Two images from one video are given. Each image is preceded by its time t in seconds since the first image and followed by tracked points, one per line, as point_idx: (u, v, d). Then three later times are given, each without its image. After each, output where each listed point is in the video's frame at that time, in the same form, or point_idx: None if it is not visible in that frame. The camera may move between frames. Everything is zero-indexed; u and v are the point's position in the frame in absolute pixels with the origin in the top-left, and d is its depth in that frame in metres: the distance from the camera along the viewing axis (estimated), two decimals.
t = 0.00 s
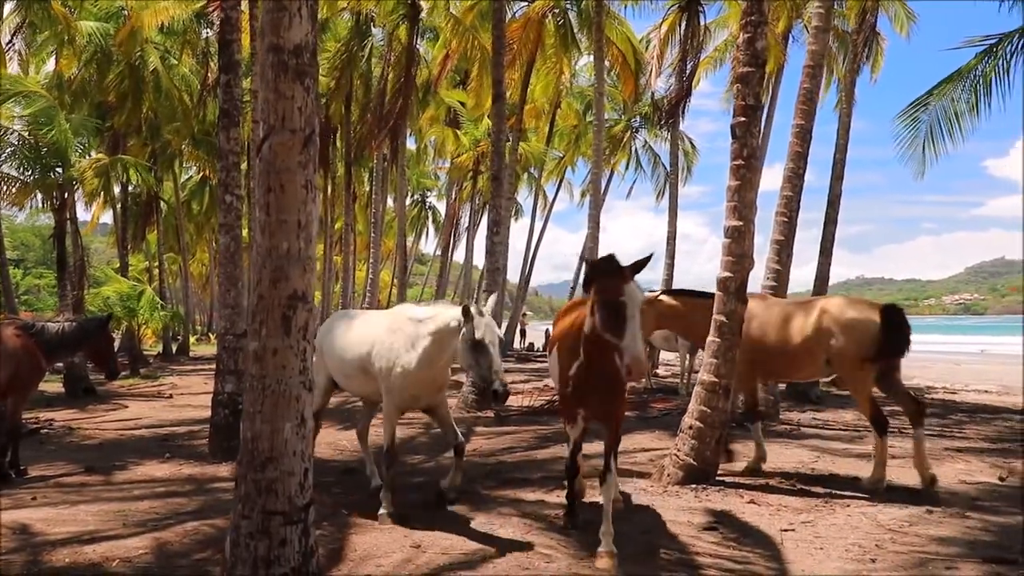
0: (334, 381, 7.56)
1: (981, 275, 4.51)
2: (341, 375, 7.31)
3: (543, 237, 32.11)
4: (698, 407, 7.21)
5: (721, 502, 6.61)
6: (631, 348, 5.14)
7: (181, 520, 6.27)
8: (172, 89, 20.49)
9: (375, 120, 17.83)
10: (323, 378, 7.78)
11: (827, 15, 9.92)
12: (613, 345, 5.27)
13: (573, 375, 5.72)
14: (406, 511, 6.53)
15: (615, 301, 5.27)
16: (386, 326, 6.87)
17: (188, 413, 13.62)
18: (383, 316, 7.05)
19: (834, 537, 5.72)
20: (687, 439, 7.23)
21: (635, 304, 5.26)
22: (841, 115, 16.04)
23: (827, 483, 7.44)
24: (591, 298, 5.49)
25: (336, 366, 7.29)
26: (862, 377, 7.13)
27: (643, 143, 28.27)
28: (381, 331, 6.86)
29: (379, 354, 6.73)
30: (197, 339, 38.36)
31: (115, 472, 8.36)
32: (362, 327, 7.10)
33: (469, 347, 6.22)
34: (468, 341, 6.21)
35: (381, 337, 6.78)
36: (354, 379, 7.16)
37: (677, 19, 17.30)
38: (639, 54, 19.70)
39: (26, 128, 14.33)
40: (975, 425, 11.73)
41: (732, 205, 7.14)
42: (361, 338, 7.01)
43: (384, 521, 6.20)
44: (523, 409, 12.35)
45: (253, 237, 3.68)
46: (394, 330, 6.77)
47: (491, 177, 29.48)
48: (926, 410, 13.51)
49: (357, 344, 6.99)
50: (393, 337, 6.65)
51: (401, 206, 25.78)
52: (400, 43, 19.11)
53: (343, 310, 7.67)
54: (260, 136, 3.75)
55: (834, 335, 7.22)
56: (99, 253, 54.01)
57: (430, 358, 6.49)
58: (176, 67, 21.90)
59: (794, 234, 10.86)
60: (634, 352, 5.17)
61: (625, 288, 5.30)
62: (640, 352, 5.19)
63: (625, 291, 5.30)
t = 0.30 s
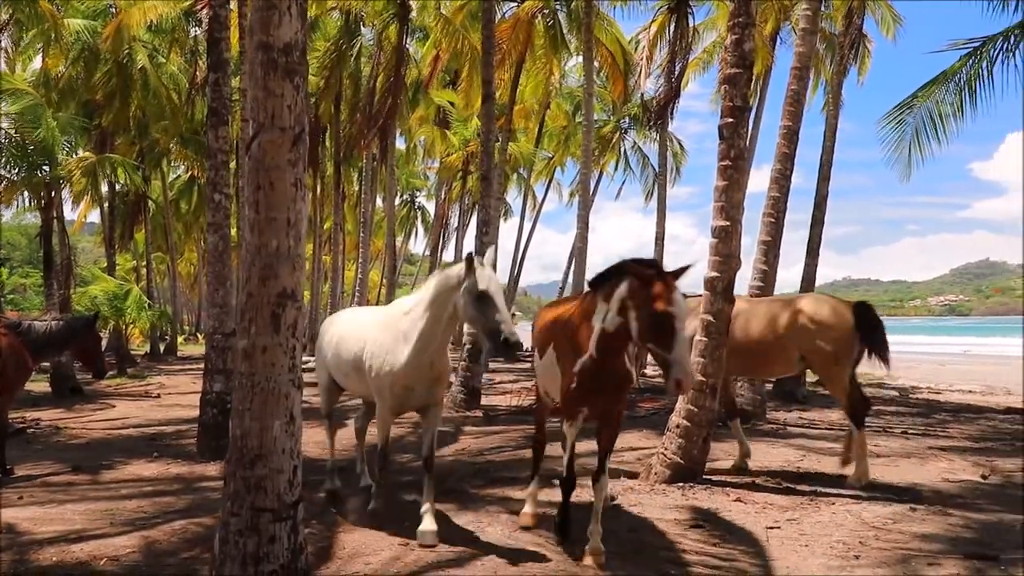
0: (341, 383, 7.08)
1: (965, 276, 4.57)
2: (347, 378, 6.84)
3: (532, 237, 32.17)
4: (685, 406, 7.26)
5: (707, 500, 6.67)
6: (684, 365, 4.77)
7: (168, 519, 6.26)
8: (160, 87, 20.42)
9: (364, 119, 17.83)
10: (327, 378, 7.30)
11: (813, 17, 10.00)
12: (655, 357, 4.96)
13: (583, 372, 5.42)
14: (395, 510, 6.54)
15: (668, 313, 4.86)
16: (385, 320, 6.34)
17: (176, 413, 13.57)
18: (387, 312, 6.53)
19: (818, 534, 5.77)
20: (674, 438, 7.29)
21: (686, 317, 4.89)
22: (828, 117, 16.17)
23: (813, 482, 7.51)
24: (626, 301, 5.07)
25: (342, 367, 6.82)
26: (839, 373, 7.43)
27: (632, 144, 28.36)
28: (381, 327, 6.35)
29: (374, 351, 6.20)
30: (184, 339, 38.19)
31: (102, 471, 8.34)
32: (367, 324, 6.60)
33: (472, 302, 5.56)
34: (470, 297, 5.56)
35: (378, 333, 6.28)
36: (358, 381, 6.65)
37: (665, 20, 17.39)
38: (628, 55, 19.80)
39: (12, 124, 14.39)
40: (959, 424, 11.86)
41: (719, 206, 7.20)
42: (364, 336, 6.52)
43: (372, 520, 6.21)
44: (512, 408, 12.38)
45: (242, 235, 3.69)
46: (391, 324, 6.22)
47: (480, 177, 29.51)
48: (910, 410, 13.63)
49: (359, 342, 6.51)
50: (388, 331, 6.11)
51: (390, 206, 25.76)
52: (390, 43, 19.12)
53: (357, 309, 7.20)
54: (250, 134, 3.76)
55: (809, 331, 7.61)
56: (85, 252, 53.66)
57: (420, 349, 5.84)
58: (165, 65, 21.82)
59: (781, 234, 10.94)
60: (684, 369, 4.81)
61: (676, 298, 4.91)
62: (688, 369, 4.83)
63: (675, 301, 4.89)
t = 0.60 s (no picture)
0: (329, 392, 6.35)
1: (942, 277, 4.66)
2: (337, 386, 6.13)
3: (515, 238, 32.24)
4: (666, 406, 7.32)
5: (688, 498, 6.75)
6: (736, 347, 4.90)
7: (150, 519, 6.24)
8: (141, 85, 20.30)
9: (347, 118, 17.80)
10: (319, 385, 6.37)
11: (794, 21, 10.12)
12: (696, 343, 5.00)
13: (603, 361, 5.21)
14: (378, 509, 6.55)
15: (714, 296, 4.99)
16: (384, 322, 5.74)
17: (156, 413, 13.49)
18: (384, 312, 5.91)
19: (797, 531, 5.85)
20: (656, 437, 7.37)
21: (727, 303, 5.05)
22: (808, 119, 16.35)
23: (792, 480, 7.61)
24: (664, 288, 5.13)
25: (330, 375, 6.11)
26: (806, 373, 7.70)
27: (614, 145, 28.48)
28: (377, 329, 5.72)
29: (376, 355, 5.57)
30: (164, 338, 37.98)
31: (83, 471, 8.29)
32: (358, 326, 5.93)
33: (493, 294, 5.19)
34: (488, 289, 5.20)
35: (376, 334, 5.69)
36: (349, 390, 5.94)
37: (648, 23, 17.52)
38: (611, 56, 19.91)
39: None
40: (935, 423, 12.03)
41: (701, 207, 7.25)
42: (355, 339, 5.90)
43: (355, 519, 6.22)
44: (495, 408, 12.41)
45: (230, 234, 3.70)
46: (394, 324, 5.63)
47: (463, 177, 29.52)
48: (888, 409, 13.81)
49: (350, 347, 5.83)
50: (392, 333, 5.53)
51: (372, 205, 25.73)
52: (373, 42, 19.11)
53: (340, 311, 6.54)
54: (238, 134, 3.78)
55: (776, 330, 7.82)
56: (64, 251, 53.06)
57: (435, 349, 5.35)
58: (146, 63, 21.68)
59: (761, 236, 11.05)
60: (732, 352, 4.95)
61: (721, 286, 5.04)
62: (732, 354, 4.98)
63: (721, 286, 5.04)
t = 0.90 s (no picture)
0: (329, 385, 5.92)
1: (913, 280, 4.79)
2: (339, 381, 5.66)
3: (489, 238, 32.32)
4: (643, 405, 7.43)
5: (664, 495, 6.87)
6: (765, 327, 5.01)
7: (127, 519, 6.20)
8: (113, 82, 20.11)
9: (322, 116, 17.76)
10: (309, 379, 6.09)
11: (767, 26, 10.31)
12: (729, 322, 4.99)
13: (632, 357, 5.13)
14: (357, 508, 6.57)
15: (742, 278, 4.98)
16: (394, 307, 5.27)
17: (129, 414, 13.36)
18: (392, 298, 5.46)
19: (770, 527, 5.98)
20: (632, 436, 7.51)
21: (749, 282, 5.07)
22: (780, 122, 16.60)
23: (765, 476, 7.77)
24: (684, 277, 5.13)
25: (331, 368, 5.63)
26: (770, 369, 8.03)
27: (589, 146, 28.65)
28: (387, 317, 5.26)
29: (391, 345, 5.12)
30: (134, 338, 37.55)
31: (56, 473, 8.21)
32: (363, 314, 5.44)
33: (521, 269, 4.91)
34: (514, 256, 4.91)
35: (386, 328, 5.21)
36: (356, 384, 5.48)
37: (624, 25, 17.68)
38: (586, 58, 20.04)
39: None
40: (903, 422, 12.27)
41: (678, 209, 7.37)
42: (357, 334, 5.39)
43: (334, 518, 6.22)
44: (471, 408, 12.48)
45: (217, 235, 3.73)
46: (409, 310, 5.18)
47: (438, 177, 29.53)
48: (856, 408, 14.07)
49: (357, 338, 5.34)
50: (408, 318, 5.09)
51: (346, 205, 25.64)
52: (350, 41, 19.07)
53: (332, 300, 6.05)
54: (225, 135, 3.80)
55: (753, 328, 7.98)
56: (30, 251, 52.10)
57: (459, 342, 4.96)
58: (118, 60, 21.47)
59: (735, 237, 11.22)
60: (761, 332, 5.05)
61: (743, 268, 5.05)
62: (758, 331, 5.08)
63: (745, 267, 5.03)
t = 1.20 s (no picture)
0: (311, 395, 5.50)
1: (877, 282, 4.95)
2: (333, 391, 5.26)
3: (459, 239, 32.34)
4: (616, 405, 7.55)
5: (637, 493, 6.97)
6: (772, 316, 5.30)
7: (100, 520, 6.13)
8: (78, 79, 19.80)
9: (293, 115, 17.65)
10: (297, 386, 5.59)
11: (736, 31, 10.51)
12: (745, 311, 5.18)
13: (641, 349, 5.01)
14: (333, 507, 6.57)
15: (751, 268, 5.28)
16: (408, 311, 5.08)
17: (95, 416, 13.16)
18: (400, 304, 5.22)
19: (740, 523, 6.10)
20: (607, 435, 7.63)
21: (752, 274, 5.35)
22: (748, 125, 16.87)
23: (735, 474, 7.92)
24: (698, 269, 5.22)
25: (328, 376, 5.24)
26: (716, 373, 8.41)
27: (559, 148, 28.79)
28: (401, 319, 5.01)
29: (408, 344, 4.84)
30: (98, 338, 36.97)
31: (23, 474, 8.08)
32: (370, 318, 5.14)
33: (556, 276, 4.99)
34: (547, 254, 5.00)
35: (399, 328, 4.95)
36: (354, 392, 5.10)
37: (595, 28, 17.83)
38: (558, 59, 20.16)
39: None
40: (867, 420, 12.55)
41: (650, 211, 7.47)
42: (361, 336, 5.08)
43: (310, 517, 6.21)
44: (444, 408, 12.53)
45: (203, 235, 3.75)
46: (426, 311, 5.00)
47: (408, 178, 29.47)
48: (821, 407, 14.35)
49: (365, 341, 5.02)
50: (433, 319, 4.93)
51: (315, 204, 25.48)
52: (321, 40, 18.98)
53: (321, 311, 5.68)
54: (211, 138, 3.83)
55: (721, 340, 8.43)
56: None
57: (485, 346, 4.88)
58: (83, 56, 21.13)
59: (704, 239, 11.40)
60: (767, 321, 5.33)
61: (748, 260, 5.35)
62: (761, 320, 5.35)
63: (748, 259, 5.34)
